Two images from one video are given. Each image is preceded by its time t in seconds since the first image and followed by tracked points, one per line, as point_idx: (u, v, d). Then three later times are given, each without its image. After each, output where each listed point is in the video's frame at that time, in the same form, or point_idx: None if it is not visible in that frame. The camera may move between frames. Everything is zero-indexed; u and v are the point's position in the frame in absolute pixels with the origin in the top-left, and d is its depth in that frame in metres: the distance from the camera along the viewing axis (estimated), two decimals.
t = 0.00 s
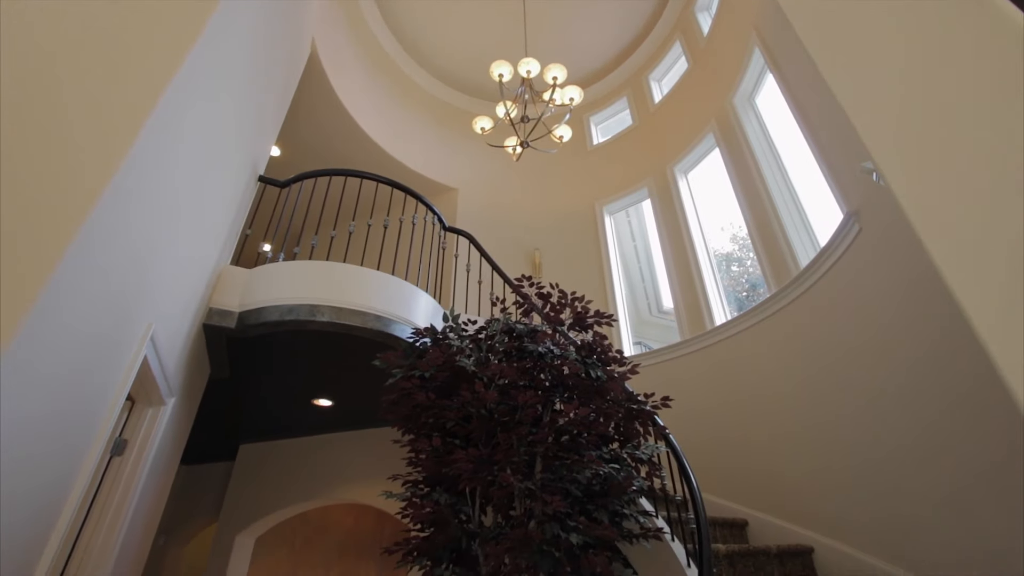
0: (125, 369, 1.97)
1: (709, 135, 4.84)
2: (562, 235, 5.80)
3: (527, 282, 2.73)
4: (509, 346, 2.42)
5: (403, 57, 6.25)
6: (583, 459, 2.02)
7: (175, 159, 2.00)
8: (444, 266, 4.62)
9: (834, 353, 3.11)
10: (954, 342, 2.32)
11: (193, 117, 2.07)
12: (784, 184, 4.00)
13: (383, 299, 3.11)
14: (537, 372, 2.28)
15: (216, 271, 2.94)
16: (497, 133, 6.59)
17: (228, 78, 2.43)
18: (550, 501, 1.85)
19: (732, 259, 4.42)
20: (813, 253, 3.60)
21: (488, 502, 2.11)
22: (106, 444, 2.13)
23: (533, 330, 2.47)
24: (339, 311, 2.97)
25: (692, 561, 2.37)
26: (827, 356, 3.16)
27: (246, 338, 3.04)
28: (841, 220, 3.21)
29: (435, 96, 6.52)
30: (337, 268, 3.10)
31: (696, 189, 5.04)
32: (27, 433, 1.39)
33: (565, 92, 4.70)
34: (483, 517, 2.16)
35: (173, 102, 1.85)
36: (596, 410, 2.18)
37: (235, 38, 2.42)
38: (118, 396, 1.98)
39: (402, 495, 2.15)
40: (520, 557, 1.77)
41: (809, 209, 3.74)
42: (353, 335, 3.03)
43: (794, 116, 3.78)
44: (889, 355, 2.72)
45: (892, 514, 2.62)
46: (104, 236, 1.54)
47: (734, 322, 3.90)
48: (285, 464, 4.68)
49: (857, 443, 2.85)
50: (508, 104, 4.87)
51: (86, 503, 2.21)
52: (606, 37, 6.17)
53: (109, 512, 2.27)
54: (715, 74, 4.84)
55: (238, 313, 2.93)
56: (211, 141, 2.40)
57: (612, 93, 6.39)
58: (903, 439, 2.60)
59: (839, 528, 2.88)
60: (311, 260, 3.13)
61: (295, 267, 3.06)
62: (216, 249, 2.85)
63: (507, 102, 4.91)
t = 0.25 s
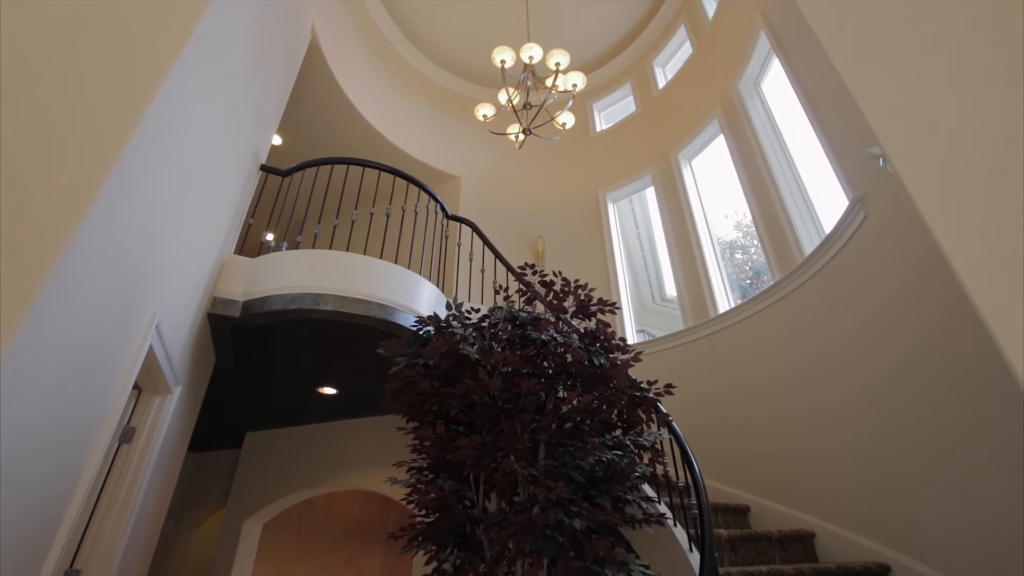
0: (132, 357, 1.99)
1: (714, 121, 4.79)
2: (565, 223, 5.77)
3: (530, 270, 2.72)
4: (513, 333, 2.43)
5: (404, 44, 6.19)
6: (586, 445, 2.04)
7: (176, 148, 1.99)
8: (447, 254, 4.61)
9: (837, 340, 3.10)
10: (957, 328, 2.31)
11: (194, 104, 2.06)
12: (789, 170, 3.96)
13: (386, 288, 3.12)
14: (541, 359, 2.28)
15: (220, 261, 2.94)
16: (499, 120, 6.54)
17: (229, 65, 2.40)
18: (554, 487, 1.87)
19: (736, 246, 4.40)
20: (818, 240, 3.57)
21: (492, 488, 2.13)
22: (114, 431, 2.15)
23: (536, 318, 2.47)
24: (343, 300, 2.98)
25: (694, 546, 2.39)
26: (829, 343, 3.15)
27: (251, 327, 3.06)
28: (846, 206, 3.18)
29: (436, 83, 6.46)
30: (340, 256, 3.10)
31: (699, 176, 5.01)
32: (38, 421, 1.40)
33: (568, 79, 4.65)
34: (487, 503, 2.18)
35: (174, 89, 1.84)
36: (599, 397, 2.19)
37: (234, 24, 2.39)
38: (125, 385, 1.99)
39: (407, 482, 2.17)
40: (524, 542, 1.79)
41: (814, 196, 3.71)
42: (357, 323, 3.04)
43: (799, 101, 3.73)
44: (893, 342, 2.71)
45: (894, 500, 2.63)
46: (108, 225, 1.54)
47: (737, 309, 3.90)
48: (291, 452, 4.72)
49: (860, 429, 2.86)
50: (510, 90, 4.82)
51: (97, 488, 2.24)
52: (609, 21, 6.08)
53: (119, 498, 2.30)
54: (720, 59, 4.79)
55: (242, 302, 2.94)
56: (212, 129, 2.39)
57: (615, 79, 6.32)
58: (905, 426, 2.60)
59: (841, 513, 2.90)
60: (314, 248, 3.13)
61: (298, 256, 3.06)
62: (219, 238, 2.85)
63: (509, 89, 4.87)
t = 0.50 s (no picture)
0: (134, 345, 1.99)
1: (717, 106, 4.75)
2: (566, 210, 5.75)
3: (530, 257, 2.70)
4: (513, 321, 2.43)
5: (403, 28, 6.12)
6: (586, 431, 2.05)
7: (175, 133, 1.98)
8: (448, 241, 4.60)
9: (837, 327, 3.10)
10: (959, 315, 2.31)
11: (191, 88, 2.03)
12: (792, 156, 3.93)
13: (387, 275, 3.11)
14: (541, 346, 2.29)
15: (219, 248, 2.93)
16: (499, 106, 6.48)
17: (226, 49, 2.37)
18: (554, 472, 1.89)
19: (737, 233, 4.38)
20: (820, 227, 3.56)
21: (492, 474, 2.15)
22: (117, 417, 2.17)
23: (536, 305, 2.47)
24: (344, 288, 2.98)
25: (693, 530, 2.42)
26: (830, 330, 3.15)
27: (251, 314, 3.06)
28: (849, 193, 3.16)
29: (436, 68, 6.40)
30: (341, 243, 3.10)
31: (701, 162, 4.97)
32: (42, 407, 1.41)
33: (570, 63, 4.59)
34: (488, 488, 2.20)
35: (172, 72, 1.82)
36: (599, 383, 2.20)
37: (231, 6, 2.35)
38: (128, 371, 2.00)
39: (408, 467, 2.19)
40: (524, 526, 1.81)
41: (817, 182, 3.68)
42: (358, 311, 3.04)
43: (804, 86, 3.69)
44: (894, 329, 2.71)
45: (893, 485, 2.65)
46: (107, 212, 1.53)
47: (738, 297, 3.90)
48: (294, 438, 4.76)
49: (859, 416, 2.88)
50: (511, 75, 4.77)
51: (102, 474, 2.25)
52: (611, 5, 5.99)
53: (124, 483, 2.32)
54: (723, 43, 4.73)
55: (243, 289, 2.94)
56: (211, 115, 2.37)
57: (617, 64, 6.24)
58: (904, 412, 2.61)
59: (839, 498, 2.93)
60: (314, 235, 3.12)
61: (298, 243, 3.05)
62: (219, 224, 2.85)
63: (510, 74, 4.81)
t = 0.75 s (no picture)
0: (135, 328, 2.00)
1: (720, 88, 4.68)
2: (567, 193, 5.72)
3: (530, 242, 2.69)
4: (514, 305, 2.43)
5: (402, 8, 6.02)
6: (586, 415, 2.06)
7: (171, 114, 1.95)
8: (448, 225, 4.58)
9: (838, 311, 3.11)
10: (960, 299, 2.32)
11: (186, 68, 2.00)
12: (795, 139, 3.89)
13: (387, 259, 3.11)
14: (541, 330, 2.29)
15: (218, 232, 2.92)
16: (500, 88, 6.40)
17: (221, 28, 2.33)
18: (554, 455, 1.91)
19: (739, 218, 4.36)
20: (822, 211, 3.54)
21: (493, 456, 2.17)
22: (121, 399, 2.19)
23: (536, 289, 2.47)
24: (344, 272, 2.97)
25: (691, 510, 2.45)
26: (830, 315, 3.16)
27: (252, 298, 3.06)
28: (852, 176, 3.14)
29: (436, 50, 6.30)
30: (340, 228, 3.08)
31: (703, 145, 4.93)
32: (46, 390, 1.42)
33: (571, 44, 4.52)
34: (489, 470, 2.23)
35: (167, 52, 1.79)
36: (599, 367, 2.21)
37: None
38: (129, 354, 2.01)
39: (410, 449, 2.21)
40: (524, 507, 1.83)
41: (820, 166, 3.65)
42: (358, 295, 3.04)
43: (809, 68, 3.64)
44: (894, 313, 2.72)
45: (890, 467, 2.68)
46: (104, 195, 1.51)
47: (739, 281, 3.89)
48: (296, 421, 4.81)
49: (858, 400, 2.89)
50: (511, 56, 4.69)
51: (107, 456, 2.28)
52: None
53: (129, 464, 2.34)
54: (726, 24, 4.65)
55: (243, 274, 2.93)
56: (208, 96, 2.33)
57: (619, 44, 6.15)
58: (903, 396, 2.63)
59: (836, 480, 2.96)
60: (313, 219, 3.10)
61: (297, 227, 3.04)
62: (217, 207, 2.83)
63: (510, 55, 4.74)
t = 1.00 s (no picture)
0: (138, 313, 2.00)
1: (724, 70, 4.62)
2: (569, 179, 5.68)
3: (532, 227, 2.68)
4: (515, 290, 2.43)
5: None
6: (586, 399, 2.08)
7: (168, 97, 1.93)
8: (449, 210, 4.56)
9: (839, 297, 3.10)
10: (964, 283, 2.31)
11: (182, 50, 1.96)
12: (799, 123, 3.85)
13: (388, 245, 3.10)
14: (543, 315, 2.29)
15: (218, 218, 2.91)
16: (501, 72, 6.32)
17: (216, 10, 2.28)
18: (555, 438, 1.92)
19: (741, 203, 4.34)
20: (826, 196, 3.51)
21: (494, 440, 2.20)
22: (125, 384, 2.20)
23: (538, 274, 2.46)
24: (345, 258, 2.96)
25: (690, 492, 2.48)
26: (831, 301, 3.16)
27: (253, 284, 3.06)
28: (857, 160, 3.11)
29: (436, 32, 6.22)
30: (341, 214, 3.07)
31: (706, 129, 4.88)
32: (52, 376, 1.44)
33: (573, 26, 4.44)
34: (490, 453, 2.25)
35: (163, 33, 1.76)
36: (600, 352, 2.21)
37: None
38: (132, 339, 2.01)
39: (412, 433, 2.23)
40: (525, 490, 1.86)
41: (825, 150, 3.62)
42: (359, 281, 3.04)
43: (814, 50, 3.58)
44: (896, 298, 2.72)
45: (889, 452, 2.70)
46: (104, 181, 1.51)
47: (741, 266, 3.88)
48: (299, 405, 4.85)
49: (858, 385, 2.91)
50: (512, 38, 4.62)
51: (112, 441, 2.30)
52: None
53: (135, 448, 2.36)
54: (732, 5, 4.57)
55: (245, 260, 2.93)
56: (205, 80, 2.30)
57: (622, 26, 6.05)
58: (904, 381, 2.64)
59: (835, 464, 2.99)
60: (313, 205, 3.09)
61: (298, 212, 3.03)
62: (217, 193, 2.82)
63: (511, 37, 4.68)
